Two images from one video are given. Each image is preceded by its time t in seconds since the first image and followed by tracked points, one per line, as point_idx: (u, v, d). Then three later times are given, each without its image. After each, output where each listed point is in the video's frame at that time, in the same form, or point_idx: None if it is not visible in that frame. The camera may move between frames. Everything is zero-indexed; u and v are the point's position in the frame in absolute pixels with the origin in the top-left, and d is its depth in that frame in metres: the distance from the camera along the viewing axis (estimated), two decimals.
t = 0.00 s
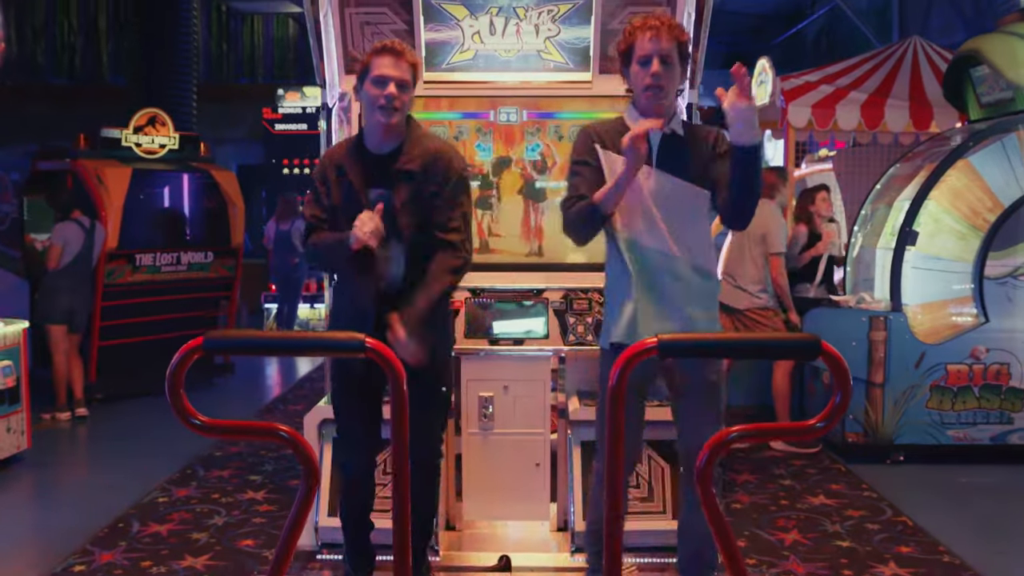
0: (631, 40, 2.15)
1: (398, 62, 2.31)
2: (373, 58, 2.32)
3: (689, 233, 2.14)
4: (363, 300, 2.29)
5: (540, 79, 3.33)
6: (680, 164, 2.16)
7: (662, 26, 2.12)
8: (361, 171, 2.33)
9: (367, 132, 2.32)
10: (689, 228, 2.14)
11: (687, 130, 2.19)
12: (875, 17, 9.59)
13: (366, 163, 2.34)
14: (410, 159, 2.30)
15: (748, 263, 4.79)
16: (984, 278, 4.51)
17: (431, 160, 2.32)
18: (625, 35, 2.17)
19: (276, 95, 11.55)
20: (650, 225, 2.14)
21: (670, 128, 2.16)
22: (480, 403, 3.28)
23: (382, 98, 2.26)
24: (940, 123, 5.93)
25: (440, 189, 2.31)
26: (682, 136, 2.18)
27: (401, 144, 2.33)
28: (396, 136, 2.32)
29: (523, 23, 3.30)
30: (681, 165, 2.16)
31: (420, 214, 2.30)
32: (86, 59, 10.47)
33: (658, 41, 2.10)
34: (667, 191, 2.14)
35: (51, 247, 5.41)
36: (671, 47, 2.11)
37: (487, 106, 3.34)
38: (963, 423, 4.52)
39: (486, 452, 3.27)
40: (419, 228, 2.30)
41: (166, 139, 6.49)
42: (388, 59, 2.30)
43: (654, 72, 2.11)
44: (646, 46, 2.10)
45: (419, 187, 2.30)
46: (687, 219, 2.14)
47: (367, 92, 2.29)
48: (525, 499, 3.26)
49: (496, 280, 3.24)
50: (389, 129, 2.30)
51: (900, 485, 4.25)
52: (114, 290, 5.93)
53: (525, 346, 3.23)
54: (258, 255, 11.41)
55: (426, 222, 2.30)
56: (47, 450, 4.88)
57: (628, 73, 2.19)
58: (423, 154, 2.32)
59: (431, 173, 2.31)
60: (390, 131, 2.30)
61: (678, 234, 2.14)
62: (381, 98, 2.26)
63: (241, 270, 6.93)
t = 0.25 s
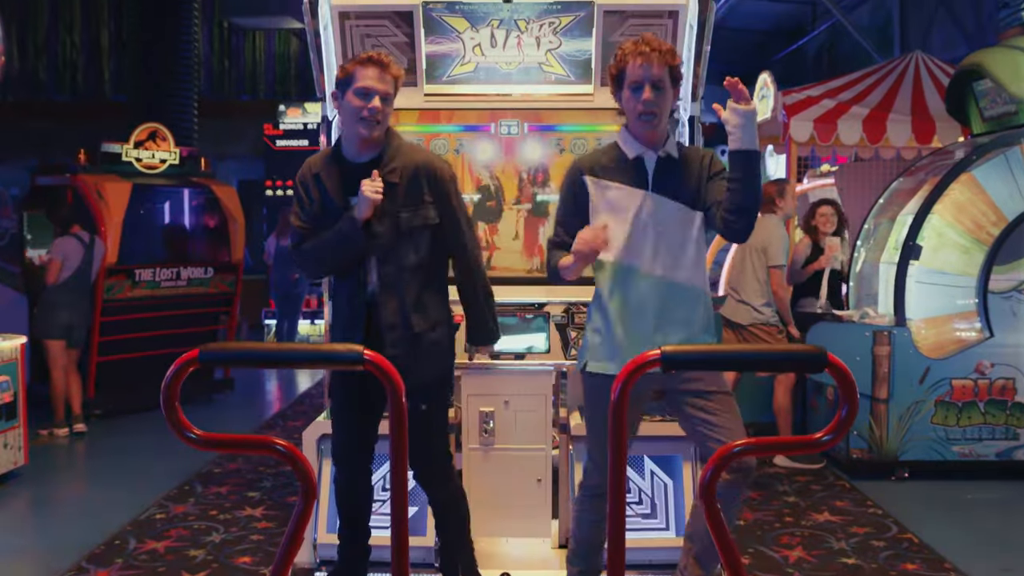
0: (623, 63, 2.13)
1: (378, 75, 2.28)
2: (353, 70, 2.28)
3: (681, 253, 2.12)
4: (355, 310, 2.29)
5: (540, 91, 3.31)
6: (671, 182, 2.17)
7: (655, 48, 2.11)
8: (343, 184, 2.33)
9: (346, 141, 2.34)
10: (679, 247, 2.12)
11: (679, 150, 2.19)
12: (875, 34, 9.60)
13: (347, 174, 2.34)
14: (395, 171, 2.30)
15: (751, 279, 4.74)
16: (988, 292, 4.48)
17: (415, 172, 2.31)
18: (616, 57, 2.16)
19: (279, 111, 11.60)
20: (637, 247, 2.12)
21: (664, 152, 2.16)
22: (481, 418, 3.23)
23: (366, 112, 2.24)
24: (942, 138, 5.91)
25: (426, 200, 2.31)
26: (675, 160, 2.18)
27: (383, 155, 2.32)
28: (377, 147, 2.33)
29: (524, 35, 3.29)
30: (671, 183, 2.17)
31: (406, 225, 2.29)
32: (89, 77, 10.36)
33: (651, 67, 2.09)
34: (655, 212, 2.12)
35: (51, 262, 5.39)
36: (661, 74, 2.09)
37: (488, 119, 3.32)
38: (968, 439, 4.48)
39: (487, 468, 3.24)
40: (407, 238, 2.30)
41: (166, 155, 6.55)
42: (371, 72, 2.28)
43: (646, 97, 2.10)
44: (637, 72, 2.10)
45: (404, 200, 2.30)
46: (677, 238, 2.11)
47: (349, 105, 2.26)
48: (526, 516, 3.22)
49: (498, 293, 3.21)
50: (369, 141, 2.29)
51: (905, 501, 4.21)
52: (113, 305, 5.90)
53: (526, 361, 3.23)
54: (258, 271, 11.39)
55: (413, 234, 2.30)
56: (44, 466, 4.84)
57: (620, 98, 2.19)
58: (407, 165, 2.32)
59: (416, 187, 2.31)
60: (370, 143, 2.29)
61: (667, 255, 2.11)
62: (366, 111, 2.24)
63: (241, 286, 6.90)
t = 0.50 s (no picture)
0: (626, 78, 2.16)
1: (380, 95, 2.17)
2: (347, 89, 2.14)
3: (694, 278, 2.09)
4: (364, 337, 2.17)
5: (539, 104, 3.30)
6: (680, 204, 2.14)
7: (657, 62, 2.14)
8: (343, 207, 2.22)
9: (344, 166, 2.22)
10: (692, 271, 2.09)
11: (687, 172, 2.15)
12: (875, 47, 9.62)
13: (348, 199, 2.23)
14: (408, 194, 2.22)
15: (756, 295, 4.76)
16: (990, 304, 4.45)
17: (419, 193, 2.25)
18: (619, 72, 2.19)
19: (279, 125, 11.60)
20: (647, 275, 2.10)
21: (666, 173, 2.13)
22: (480, 430, 3.22)
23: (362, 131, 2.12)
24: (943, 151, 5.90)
25: (429, 225, 2.25)
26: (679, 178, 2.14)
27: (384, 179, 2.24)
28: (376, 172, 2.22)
29: (523, 47, 3.29)
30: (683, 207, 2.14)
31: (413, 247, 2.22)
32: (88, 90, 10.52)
33: (652, 78, 2.12)
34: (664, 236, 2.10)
35: (50, 275, 5.36)
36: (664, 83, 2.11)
37: (487, 131, 3.32)
38: (971, 452, 4.45)
39: (487, 480, 3.22)
40: (417, 261, 2.23)
41: (166, 167, 6.46)
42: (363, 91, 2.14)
43: (650, 107, 2.10)
44: (642, 83, 2.12)
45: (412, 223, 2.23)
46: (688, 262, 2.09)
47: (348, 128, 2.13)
48: (525, 532, 3.20)
49: (498, 305, 3.19)
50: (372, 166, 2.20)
51: (908, 516, 4.18)
52: (112, 318, 5.88)
53: (526, 374, 3.19)
54: (258, 284, 11.37)
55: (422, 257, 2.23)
56: (42, 480, 4.81)
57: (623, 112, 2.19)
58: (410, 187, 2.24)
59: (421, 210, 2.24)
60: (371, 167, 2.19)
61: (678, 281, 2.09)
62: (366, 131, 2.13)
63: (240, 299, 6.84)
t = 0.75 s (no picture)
0: (634, 80, 2.23)
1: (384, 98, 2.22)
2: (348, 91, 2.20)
3: (688, 285, 2.16)
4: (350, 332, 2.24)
5: (539, 114, 3.31)
6: (676, 206, 2.17)
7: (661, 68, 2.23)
8: (348, 204, 2.27)
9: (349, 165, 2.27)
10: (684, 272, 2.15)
11: (686, 177, 2.19)
12: (874, 58, 9.64)
13: (350, 195, 2.28)
14: (410, 195, 2.26)
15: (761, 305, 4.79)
16: (990, 314, 4.46)
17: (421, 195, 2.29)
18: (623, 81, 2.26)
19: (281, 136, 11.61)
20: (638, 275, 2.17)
21: (663, 179, 2.17)
22: (480, 439, 3.22)
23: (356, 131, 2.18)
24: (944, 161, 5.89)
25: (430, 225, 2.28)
26: (680, 182, 2.18)
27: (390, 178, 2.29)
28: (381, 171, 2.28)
29: (524, 56, 3.31)
30: (679, 211, 2.16)
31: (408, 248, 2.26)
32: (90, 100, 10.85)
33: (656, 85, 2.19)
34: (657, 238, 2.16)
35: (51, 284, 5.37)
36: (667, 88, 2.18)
37: (487, 140, 3.32)
38: (972, 462, 4.44)
39: (487, 489, 3.23)
40: (410, 261, 2.27)
41: (167, 176, 6.43)
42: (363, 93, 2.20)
43: (652, 107, 2.17)
44: (645, 88, 2.20)
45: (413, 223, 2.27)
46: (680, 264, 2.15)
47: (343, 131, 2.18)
48: (525, 541, 3.22)
49: (497, 313, 3.17)
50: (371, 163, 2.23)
51: (908, 525, 4.18)
52: (112, 328, 5.88)
53: (526, 383, 3.15)
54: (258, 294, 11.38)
55: (417, 259, 2.27)
56: (42, 489, 4.81)
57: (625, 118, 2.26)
58: (413, 187, 2.29)
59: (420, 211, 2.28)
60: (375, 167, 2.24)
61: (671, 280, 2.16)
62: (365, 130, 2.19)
63: (241, 308, 6.84)
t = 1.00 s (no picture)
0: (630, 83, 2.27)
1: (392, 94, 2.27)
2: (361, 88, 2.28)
3: (684, 285, 2.20)
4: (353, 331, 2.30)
5: (541, 120, 3.33)
6: (674, 206, 2.21)
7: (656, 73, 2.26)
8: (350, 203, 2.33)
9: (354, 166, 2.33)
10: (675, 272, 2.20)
11: (685, 179, 2.22)
12: (873, 63, 9.67)
13: (353, 196, 2.34)
14: (409, 192, 2.31)
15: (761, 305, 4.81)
16: (987, 317, 4.49)
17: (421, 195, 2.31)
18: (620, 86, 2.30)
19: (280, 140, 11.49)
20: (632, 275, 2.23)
21: (662, 179, 2.21)
22: (481, 441, 3.25)
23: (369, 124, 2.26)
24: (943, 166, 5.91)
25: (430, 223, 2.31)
26: (678, 184, 2.22)
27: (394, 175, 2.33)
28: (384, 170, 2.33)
29: (524, 62, 3.34)
30: (677, 211, 2.21)
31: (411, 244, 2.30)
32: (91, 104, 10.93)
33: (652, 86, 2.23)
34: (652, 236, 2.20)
35: (57, 288, 5.39)
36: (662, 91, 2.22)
37: (487, 145, 3.36)
38: (969, 464, 4.47)
39: (489, 489, 3.26)
40: (408, 260, 2.30)
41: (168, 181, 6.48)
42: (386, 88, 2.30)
43: (645, 111, 2.22)
44: (640, 92, 2.23)
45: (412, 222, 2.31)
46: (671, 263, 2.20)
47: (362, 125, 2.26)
48: (525, 542, 3.25)
49: (497, 317, 3.21)
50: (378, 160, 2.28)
51: (905, 527, 4.20)
52: (114, 332, 5.91)
53: (527, 384, 3.18)
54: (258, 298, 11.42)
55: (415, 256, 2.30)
56: (45, 492, 4.83)
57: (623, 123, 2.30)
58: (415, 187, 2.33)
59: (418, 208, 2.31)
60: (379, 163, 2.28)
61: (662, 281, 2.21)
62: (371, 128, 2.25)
63: (242, 313, 6.87)
